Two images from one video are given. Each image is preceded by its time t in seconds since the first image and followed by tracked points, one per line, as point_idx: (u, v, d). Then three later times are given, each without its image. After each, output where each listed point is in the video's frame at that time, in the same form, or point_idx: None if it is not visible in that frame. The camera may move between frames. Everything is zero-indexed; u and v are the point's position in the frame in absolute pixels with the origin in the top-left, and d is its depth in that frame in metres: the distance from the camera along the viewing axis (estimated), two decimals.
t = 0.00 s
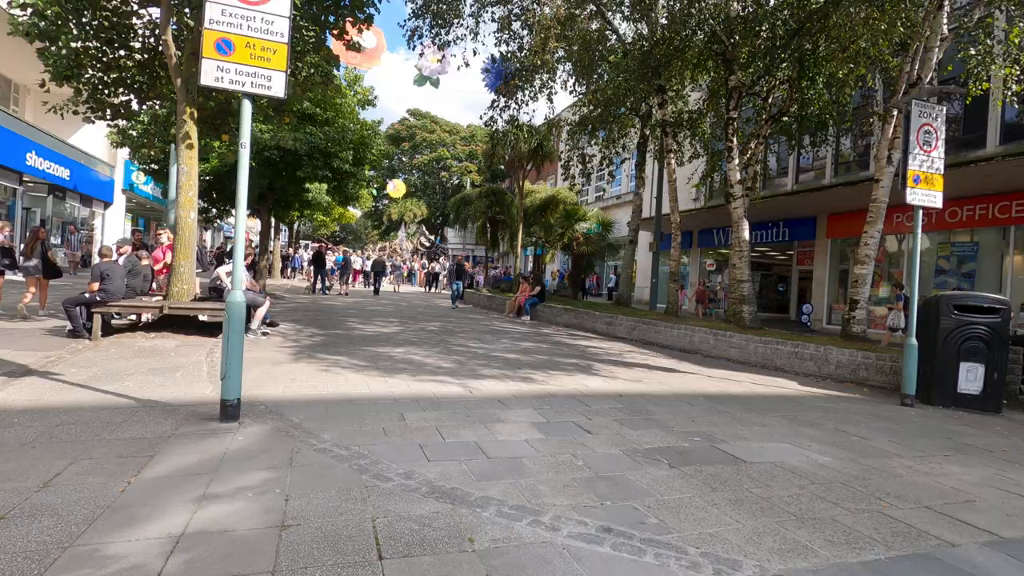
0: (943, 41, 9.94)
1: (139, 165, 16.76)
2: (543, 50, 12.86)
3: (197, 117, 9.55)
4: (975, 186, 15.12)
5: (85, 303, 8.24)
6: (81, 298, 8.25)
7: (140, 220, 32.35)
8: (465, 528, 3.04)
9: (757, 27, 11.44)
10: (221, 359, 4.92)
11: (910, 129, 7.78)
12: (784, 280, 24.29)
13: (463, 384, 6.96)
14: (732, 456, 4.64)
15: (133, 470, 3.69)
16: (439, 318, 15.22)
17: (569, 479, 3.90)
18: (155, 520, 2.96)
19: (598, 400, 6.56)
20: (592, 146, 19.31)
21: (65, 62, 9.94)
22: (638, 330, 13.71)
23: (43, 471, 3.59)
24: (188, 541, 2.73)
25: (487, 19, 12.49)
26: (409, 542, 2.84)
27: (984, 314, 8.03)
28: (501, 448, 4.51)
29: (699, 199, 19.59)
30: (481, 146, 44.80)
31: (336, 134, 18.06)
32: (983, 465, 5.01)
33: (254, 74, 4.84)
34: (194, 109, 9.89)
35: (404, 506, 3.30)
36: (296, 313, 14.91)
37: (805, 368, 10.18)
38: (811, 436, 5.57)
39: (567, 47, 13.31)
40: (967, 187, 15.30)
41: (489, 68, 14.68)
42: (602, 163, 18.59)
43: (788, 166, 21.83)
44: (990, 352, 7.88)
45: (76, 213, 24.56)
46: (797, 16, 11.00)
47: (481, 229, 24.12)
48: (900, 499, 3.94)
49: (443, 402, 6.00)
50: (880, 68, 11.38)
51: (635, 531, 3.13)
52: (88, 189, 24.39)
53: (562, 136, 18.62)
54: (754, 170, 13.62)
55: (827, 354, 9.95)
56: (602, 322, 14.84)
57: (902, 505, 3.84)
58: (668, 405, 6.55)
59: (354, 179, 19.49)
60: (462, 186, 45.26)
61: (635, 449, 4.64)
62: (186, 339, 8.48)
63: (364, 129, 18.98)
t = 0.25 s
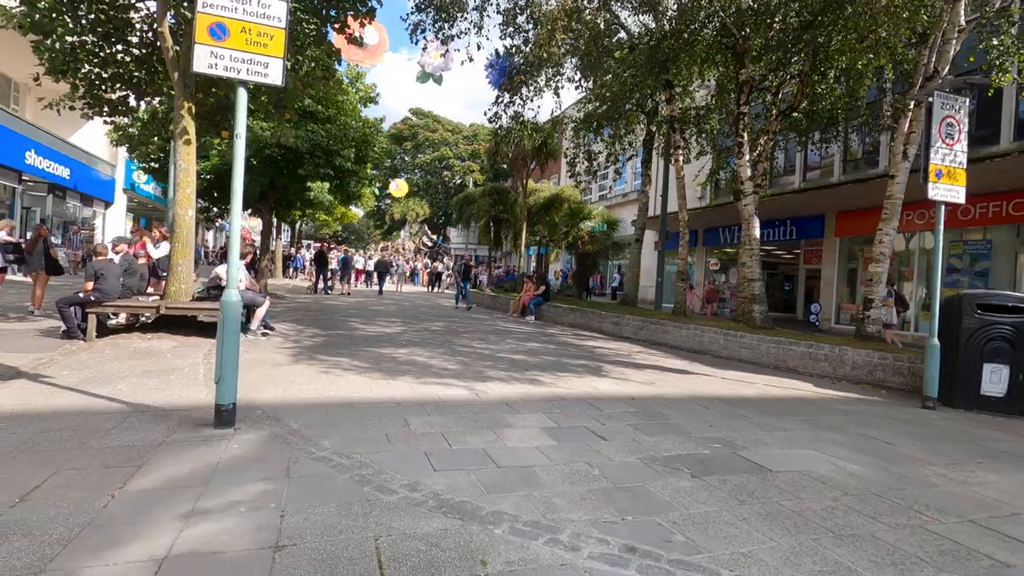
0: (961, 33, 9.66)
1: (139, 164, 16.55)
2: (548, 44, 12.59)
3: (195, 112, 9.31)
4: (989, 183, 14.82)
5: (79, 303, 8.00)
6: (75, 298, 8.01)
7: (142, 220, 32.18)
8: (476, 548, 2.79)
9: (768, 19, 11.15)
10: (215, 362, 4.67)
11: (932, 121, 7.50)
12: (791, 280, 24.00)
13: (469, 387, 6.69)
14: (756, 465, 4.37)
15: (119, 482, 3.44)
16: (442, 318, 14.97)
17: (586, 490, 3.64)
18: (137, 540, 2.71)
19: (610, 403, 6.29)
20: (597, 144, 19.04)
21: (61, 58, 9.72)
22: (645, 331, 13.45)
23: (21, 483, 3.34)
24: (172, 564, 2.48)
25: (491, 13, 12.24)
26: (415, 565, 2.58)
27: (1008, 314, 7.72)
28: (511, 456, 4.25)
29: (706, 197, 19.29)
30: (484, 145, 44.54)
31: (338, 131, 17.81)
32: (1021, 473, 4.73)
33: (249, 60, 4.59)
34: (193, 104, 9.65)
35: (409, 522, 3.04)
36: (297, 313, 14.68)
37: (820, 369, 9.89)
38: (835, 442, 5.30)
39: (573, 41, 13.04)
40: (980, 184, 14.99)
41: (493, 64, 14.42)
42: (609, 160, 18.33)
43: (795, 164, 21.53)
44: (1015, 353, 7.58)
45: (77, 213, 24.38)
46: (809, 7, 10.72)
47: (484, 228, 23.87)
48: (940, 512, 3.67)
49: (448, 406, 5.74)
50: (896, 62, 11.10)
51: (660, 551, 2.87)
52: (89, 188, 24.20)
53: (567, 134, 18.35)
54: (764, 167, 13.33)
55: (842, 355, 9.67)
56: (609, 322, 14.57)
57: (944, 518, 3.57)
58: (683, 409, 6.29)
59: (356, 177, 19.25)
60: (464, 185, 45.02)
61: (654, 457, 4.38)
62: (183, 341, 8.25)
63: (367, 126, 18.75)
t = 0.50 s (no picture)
0: (976, 30, 9.40)
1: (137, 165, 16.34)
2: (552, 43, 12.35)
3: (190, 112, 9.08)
4: (1000, 184, 14.55)
5: (70, 308, 7.78)
6: (66, 303, 7.79)
7: (141, 221, 31.97)
8: None
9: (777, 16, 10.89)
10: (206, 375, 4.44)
11: (951, 121, 7.25)
12: (795, 281, 23.74)
13: (471, 396, 6.47)
14: (777, 484, 4.14)
15: (98, 509, 3.21)
16: (444, 321, 14.75)
17: (598, 516, 3.41)
18: None
19: (618, 413, 6.06)
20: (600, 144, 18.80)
21: (53, 56, 9.50)
22: (650, 334, 13.22)
23: None
24: None
25: (493, 11, 12.02)
26: None
27: None
28: (518, 476, 4.01)
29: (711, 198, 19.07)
30: (485, 145, 44.33)
31: (338, 131, 17.57)
32: None
33: (242, 57, 4.36)
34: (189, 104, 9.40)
35: (409, 556, 2.81)
36: (297, 316, 14.48)
37: (831, 375, 9.65)
38: (855, 456, 5.06)
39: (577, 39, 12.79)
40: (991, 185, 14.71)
41: (494, 63, 14.21)
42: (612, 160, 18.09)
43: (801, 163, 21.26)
44: None
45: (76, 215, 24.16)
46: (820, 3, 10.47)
47: (486, 229, 23.73)
48: (978, 539, 3.42)
49: (451, 418, 5.51)
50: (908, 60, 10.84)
51: None
52: (88, 189, 24.00)
53: (570, 134, 18.15)
54: (771, 168, 13.09)
55: (854, 360, 9.42)
56: (613, 325, 14.34)
57: (982, 546, 3.33)
58: (693, 419, 6.05)
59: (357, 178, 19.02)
60: (466, 185, 44.81)
61: (667, 476, 4.14)
62: (178, 347, 8.03)
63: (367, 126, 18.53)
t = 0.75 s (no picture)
0: (988, 23, 9.20)
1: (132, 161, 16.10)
2: (555, 37, 12.10)
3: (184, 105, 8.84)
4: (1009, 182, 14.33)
5: (58, 305, 7.54)
6: (54, 300, 7.56)
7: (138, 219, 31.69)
8: None
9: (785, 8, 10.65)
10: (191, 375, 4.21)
11: (967, 114, 7.03)
12: (798, 280, 23.50)
13: (471, 397, 6.24)
14: (794, 491, 3.92)
15: (70, 520, 2.98)
16: (443, 320, 14.52)
17: (607, 527, 3.18)
18: None
19: (623, 415, 5.83)
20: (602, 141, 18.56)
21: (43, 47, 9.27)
22: (653, 333, 12.99)
23: None
24: None
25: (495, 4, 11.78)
26: None
27: None
28: (521, 482, 3.79)
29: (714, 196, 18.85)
30: (485, 144, 44.09)
31: (336, 128, 17.32)
32: None
33: (231, 40, 4.13)
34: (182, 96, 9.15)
35: (404, 574, 2.59)
36: (294, 314, 14.24)
37: (839, 376, 9.43)
38: (873, 461, 4.84)
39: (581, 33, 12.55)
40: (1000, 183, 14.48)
41: (495, 59, 13.99)
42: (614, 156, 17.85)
43: (805, 161, 21.04)
44: None
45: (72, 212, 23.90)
46: None
47: (486, 227, 23.53)
48: (1013, 552, 3.20)
49: (450, 420, 5.28)
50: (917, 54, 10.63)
51: None
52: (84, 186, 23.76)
53: (572, 131, 17.93)
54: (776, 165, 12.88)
55: (863, 361, 9.19)
56: (615, 325, 14.11)
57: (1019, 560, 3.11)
58: (702, 422, 5.82)
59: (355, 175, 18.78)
60: (466, 184, 44.57)
61: (679, 483, 3.92)
62: (169, 346, 7.79)
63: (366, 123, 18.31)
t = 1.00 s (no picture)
0: (1000, 17, 8.94)
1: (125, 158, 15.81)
2: (556, 31, 11.82)
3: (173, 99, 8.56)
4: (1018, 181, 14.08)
5: (41, 307, 7.26)
6: (36, 302, 7.27)
7: (133, 217, 31.33)
8: None
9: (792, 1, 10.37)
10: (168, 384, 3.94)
11: (983, 109, 6.77)
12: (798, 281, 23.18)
13: (469, 404, 5.97)
14: (813, 510, 3.66)
15: (26, 548, 2.72)
16: (441, 321, 14.27)
17: (615, 554, 2.92)
18: None
19: (629, 424, 5.57)
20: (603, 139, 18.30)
21: (27, 40, 8.98)
22: (655, 335, 12.74)
23: None
24: None
25: None
26: None
27: None
28: (521, 501, 3.52)
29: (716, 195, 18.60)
30: (485, 143, 43.82)
31: (333, 125, 17.03)
32: None
33: (210, 26, 3.86)
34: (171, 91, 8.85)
35: None
36: (289, 315, 13.98)
37: (847, 380, 9.18)
38: (893, 475, 4.59)
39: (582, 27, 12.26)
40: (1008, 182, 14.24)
41: (494, 55, 13.75)
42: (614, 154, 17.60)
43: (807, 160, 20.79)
44: None
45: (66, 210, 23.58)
46: None
47: (485, 226, 23.37)
48: None
49: (447, 429, 5.01)
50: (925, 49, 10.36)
51: None
52: (78, 185, 23.44)
53: (573, 129, 17.71)
54: (780, 164, 12.63)
55: (872, 365, 8.94)
56: (617, 326, 13.85)
57: None
58: (711, 430, 5.56)
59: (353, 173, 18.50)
60: (465, 183, 44.30)
61: (690, 501, 3.67)
62: (156, 349, 7.51)
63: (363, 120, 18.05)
